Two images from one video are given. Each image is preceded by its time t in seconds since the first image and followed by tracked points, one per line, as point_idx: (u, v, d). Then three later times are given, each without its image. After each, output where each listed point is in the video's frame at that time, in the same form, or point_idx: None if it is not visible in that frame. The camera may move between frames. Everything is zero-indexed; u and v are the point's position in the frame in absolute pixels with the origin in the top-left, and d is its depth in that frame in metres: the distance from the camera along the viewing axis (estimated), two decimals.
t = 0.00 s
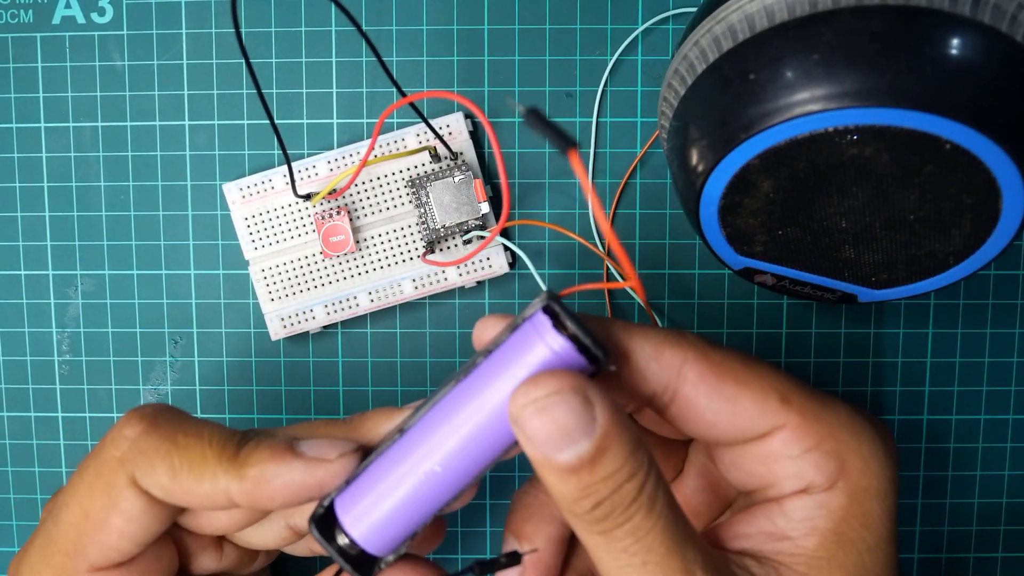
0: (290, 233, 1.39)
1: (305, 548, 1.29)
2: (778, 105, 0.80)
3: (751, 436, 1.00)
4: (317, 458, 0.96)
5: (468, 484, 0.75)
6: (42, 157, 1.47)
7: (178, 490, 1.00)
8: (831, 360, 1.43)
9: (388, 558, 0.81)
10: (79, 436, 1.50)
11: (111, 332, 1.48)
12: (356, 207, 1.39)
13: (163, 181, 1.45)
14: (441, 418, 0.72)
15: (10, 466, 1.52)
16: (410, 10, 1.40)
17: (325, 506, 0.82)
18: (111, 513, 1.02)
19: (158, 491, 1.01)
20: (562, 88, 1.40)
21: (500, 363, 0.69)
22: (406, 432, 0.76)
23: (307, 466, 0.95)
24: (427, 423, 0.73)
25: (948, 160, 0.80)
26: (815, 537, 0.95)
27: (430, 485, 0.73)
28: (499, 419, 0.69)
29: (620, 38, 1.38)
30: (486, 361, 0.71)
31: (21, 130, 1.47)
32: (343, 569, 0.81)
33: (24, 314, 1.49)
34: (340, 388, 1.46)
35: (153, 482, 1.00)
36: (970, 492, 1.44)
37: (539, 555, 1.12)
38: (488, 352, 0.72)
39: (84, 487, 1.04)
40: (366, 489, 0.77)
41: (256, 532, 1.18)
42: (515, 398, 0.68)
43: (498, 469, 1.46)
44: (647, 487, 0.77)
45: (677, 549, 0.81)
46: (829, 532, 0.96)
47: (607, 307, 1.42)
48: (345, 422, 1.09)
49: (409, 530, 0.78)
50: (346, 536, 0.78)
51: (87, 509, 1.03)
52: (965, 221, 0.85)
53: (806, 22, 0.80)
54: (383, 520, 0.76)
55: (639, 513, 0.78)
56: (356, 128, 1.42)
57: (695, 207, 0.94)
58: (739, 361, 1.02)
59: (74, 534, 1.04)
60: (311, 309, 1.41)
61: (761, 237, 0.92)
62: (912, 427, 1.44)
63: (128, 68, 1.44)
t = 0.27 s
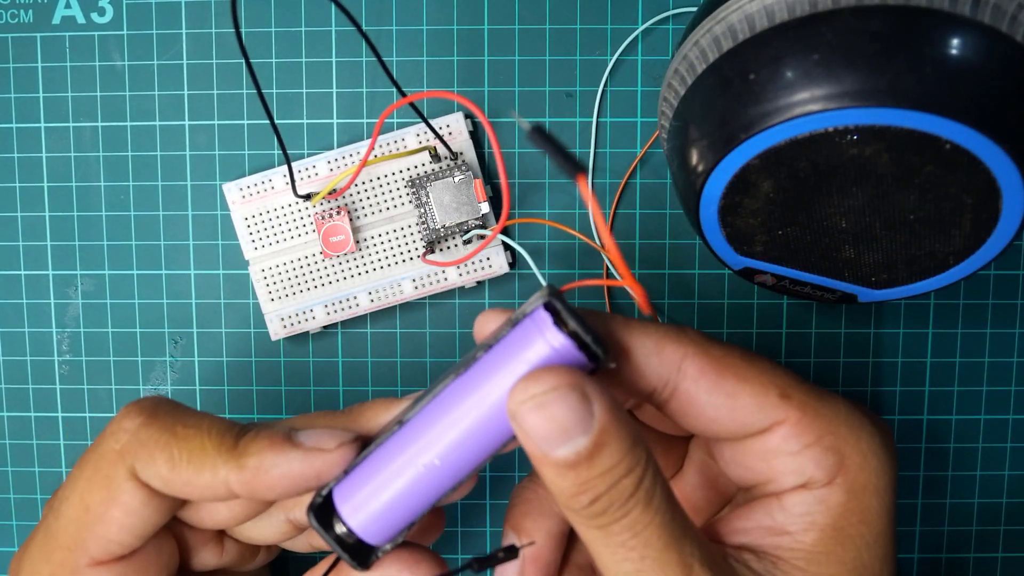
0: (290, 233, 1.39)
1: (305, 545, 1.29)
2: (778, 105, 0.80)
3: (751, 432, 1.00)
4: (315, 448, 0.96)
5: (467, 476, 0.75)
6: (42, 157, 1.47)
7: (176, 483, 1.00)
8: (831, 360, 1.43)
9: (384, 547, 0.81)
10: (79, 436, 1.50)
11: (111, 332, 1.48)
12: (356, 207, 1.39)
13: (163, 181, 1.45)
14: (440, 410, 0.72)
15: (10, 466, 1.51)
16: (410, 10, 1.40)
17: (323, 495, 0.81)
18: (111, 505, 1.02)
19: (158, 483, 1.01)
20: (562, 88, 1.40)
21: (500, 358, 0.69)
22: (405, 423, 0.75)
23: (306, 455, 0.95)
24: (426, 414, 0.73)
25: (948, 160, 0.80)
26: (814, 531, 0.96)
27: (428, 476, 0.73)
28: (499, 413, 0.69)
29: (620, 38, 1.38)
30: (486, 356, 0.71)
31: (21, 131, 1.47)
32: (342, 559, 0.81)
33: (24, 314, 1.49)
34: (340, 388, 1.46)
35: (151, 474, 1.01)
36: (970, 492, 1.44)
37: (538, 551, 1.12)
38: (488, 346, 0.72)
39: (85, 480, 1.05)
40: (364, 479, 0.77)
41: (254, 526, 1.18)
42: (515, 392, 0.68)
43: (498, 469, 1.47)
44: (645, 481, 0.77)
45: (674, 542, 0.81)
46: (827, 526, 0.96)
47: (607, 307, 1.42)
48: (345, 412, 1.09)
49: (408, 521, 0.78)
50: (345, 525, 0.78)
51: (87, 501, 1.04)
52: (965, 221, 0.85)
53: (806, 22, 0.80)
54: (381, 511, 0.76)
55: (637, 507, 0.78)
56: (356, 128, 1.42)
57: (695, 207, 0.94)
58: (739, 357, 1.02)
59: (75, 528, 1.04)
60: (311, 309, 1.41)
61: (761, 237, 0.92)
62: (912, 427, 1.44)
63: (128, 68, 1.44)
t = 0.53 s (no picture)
0: (290, 233, 1.39)
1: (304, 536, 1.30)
2: (778, 104, 0.80)
3: (748, 425, 0.99)
4: (310, 428, 0.97)
5: (460, 460, 0.76)
6: (42, 157, 1.47)
7: (175, 468, 1.01)
8: (831, 360, 1.43)
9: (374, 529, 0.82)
10: (78, 435, 1.50)
11: (111, 332, 1.48)
12: (355, 207, 1.39)
13: (163, 181, 1.45)
14: (437, 395, 0.72)
15: (10, 466, 1.51)
16: (410, 10, 1.40)
17: (318, 475, 0.82)
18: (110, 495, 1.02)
19: (155, 471, 1.02)
20: (562, 88, 1.40)
21: (498, 346, 0.70)
22: (401, 405, 0.76)
23: (300, 435, 0.97)
24: (423, 397, 0.73)
25: (948, 160, 0.80)
26: (809, 525, 0.96)
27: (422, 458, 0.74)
28: (495, 400, 0.70)
29: (620, 38, 1.38)
30: (484, 343, 0.71)
31: (21, 131, 1.47)
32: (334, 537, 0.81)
33: (24, 314, 1.49)
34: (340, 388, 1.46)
35: (148, 463, 1.01)
36: (970, 492, 1.44)
37: (535, 541, 1.12)
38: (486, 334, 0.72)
39: (80, 471, 1.04)
40: (359, 460, 0.77)
41: (254, 517, 1.18)
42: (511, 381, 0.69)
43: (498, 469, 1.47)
44: (639, 473, 0.77)
45: (668, 534, 0.81)
46: (822, 521, 0.96)
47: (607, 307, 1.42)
48: (339, 395, 1.10)
49: (400, 503, 0.79)
50: (338, 505, 0.79)
51: (84, 492, 1.03)
52: (964, 221, 0.85)
53: (806, 22, 0.80)
54: (375, 492, 0.77)
55: (631, 498, 0.78)
56: (357, 128, 1.42)
57: (695, 207, 0.94)
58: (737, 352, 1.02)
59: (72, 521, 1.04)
60: (311, 309, 1.41)
61: (761, 237, 0.92)
62: (912, 427, 1.44)
63: (128, 68, 1.44)
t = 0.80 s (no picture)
0: (290, 233, 1.39)
1: (315, 488, 1.40)
2: (778, 104, 0.80)
3: (757, 392, 1.01)
4: (288, 324, 1.06)
5: (454, 385, 0.77)
6: (42, 157, 1.47)
7: (167, 385, 1.10)
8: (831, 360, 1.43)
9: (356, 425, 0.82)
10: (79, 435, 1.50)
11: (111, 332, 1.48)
12: (355, 207, 1.39)
13: (163, 181, 1.45)
14: (456, 317, 0.73)
15: (11, 466, 1.52)
16: (411, 10, 1.40)
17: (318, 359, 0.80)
18: (116, 433, 1.09)
19: (150, 392, 1.10)
20: (562, 88, 1.40)
21: (523, 291, 0.72)
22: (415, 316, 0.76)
23: (280, 329, 1.05)
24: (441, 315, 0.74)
25: (948, 160, 0.80)
26: (813, 492, 0.95)
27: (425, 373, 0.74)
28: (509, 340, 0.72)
29: (620, 38, 1.38)
30: (506, 285, 0.73)
31: (21, 130, 1.47)
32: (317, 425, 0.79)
33: (24, 314, 1.49)
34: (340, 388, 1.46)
35: (143, 387, 1.09)
36: (970, 492, 1.44)
37: (538, 504, 1.13)
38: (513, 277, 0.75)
39: (81, 425, 1.12)
40: (363, 356, 0.76)
41: (265, 459, 1.33)
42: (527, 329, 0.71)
43: (498, 469, 1.47)
44: (646, 431, 0.79)
45: (673, 491, 0.81)
46: (826, 490, 0.95)
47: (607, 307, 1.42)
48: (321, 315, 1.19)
49: (386, 408, 0.79)
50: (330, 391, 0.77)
51: (92, 440, 1.10)
52: (965, 221, 0.85)
53: (806, 22, 0.80)
54: (370, 391, 0.76)
55: (637, 456, 0.79)
56: (357, 128, 1.42)
57: (695, 207, 0.94)
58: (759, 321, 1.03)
59: (88, 469, 1.10)
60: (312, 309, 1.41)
61: (761, 237, 0.92)
62: (912, 427, 1.44)
63: (128, 69, 1.44)
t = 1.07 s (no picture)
0: (287, 231, 1.39)
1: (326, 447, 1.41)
2: (778, 104, 0.80)
3: (778, 368, 1.00)
4: (270, 258, 1.10)
5: (467, 355, 0.80)
6: (42, 157, 1.47)
7: (170, 325, 1.10)
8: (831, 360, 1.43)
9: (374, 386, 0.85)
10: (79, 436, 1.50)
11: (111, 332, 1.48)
12: (352, 201, 1.39)
13: (163, 181, 1.45)
14: (475, 288, 0.76)
15: (10, 466, 1.51)
16: (411, 10, 1.40)
17: (333, 321, 0.83)
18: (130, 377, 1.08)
19: (148, 335, 1.10)
20: (562, 88, 1.40)
21: (543, 265, 0.75)
22: (434, 286, 0.79)
23: (262, 262, 1.08)
24: (460, 286, 0.77)
25: (948, 159, 0.79)
26: (829, 468, 0.95)
27: (440, 342, 0.77)
28: (525, 312, 0.74)
29: (621, 38, 1.38)
30: (530, 257, 0.76)
31: (21, 130, 1.47)
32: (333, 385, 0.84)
33: (24, 314, 1.49)
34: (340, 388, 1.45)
35: (145, 331, 1.10)
36: (971, 492, 1.44)
37: (553, 482, 1.11)
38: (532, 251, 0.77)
39: (89, 379, 1.10)
40: (381, 320, 0.79)
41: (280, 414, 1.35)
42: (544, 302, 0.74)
43: (498, 469, 1.47)
44: (667, 401, 0.78)
45: (693, 463, 0.80)
46: (843, 465, 0.95)
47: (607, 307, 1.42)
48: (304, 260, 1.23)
49: (402, 373, 0.82)
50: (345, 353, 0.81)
51: (105, 391, 1.09)
52: (965, 220, 0.85)
53: (806, 22, 0.80)
54: (386, 356, 0.79)
55: (658, 426, 0.78)
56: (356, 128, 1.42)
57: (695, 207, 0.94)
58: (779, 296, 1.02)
59: (114, 419, 1.08)
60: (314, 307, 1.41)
61: (761, 237, 0.92)
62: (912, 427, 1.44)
63: (128, 68, 1.44)
